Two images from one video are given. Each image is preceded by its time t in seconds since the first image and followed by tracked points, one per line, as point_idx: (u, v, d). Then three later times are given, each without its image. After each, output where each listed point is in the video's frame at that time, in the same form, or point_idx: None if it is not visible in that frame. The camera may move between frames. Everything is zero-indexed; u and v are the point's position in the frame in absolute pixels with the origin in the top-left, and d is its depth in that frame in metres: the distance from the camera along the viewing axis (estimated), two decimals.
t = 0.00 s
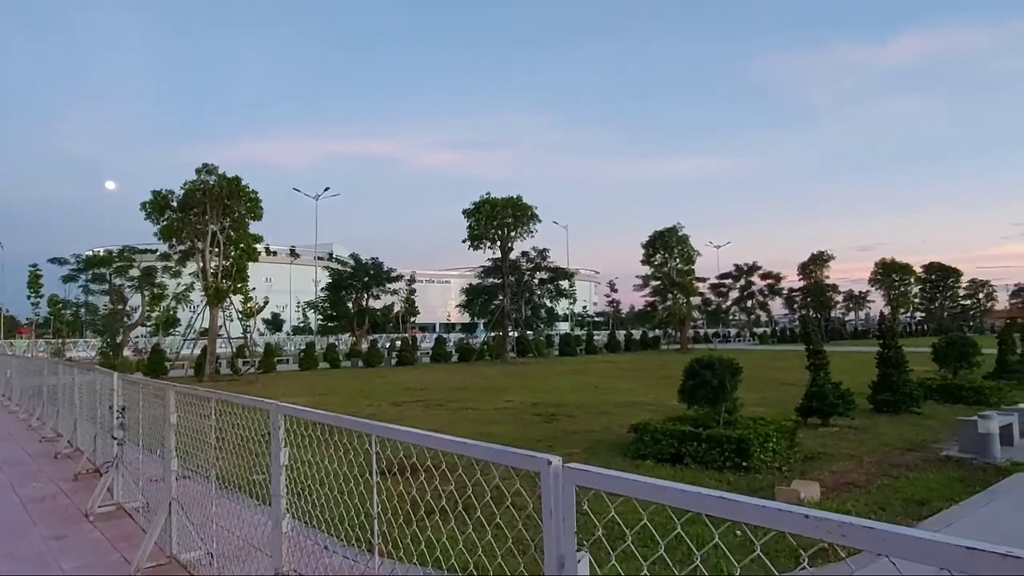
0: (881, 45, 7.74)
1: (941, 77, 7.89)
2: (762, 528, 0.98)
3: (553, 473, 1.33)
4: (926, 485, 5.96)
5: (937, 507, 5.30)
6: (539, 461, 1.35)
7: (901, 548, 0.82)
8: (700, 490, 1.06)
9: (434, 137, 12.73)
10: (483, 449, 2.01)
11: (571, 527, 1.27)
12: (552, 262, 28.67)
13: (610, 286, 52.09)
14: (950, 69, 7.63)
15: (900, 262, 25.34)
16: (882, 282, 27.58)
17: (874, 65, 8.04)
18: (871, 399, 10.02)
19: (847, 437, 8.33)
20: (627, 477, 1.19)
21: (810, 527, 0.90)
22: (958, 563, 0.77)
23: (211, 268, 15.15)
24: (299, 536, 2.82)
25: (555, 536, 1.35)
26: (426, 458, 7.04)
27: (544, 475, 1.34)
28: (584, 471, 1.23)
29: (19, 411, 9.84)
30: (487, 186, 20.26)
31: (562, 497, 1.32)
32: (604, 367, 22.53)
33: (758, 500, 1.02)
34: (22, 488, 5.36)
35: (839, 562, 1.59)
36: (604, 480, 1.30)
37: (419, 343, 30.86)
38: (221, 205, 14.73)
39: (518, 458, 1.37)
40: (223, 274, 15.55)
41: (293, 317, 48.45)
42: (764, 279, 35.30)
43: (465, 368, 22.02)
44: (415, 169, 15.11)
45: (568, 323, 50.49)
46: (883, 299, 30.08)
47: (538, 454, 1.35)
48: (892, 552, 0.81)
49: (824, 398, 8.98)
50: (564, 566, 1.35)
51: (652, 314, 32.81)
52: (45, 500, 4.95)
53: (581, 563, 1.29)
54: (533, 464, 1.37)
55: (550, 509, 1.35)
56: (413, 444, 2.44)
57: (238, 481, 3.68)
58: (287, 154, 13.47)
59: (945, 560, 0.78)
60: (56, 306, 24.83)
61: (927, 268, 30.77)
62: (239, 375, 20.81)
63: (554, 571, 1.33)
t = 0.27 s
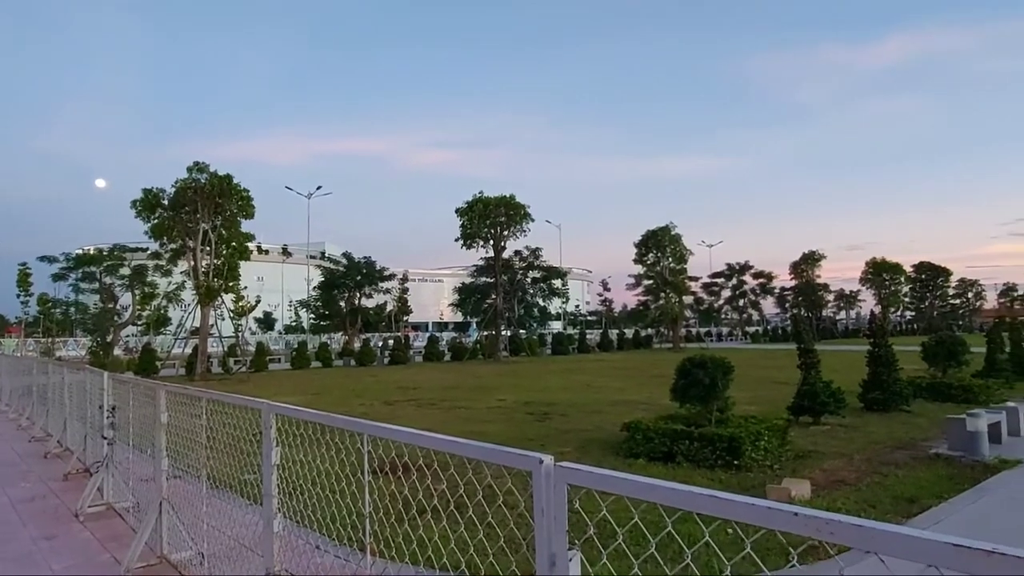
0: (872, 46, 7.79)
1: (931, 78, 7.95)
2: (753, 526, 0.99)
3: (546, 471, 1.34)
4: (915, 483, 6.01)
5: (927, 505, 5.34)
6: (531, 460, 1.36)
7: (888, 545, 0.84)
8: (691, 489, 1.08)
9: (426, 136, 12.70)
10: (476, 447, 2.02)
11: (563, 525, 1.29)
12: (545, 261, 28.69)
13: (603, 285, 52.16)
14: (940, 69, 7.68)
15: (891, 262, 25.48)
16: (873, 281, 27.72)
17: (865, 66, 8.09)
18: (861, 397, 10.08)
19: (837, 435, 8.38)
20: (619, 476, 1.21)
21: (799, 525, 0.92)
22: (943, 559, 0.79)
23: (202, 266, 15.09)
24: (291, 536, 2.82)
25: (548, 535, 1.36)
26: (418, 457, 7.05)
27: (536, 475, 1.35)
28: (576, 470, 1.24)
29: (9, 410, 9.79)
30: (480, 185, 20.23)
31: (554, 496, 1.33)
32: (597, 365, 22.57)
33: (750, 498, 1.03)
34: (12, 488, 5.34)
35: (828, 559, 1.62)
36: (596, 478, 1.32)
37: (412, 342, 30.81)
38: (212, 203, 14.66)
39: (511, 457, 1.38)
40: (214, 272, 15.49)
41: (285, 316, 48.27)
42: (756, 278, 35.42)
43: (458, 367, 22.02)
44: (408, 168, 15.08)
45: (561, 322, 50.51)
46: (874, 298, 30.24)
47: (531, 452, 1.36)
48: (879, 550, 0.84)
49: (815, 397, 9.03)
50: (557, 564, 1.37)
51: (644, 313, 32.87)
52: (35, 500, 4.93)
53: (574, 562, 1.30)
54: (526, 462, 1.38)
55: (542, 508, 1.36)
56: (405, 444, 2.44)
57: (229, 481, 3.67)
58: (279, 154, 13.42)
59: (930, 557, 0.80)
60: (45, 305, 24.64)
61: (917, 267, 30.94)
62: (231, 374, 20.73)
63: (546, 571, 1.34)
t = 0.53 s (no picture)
0: (859, 47, 7.86)
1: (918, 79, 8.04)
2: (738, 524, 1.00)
3: (532, 471, 1.35)
4: (899, 481, 6.07)
5: (910, 502, 5.39)
6: (518, 460, 1.38)
7: (870, 543, 0.86)
8: (678, 488, 1.09)
9: (415, 134, 12.69)
10: (464, 448, 2.03)
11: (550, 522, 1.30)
12: (533, 260, 28.72)
13: (591, 284, 52.27)
14: (925, 70, 7.77)
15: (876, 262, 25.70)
16: (859, 281, 27.95)
17: (855, 68, 8.16)
18: (847, 396, 10.17)
19: (822, 434, 8.45)
20: (607, 475, 1.22)
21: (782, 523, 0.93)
22: (922, 555, 0.80)
23: (188, 264, 14.99)
24: (277, 535, 2.81)
25: (535, 535, 1.38)
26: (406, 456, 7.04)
27: (523, 475, 1.36)
28: (564, 469, 1.25)
29: None
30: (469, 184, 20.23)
31: (541, 497, 1.34)
32: (586, 365, 22.63)
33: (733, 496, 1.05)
34: None
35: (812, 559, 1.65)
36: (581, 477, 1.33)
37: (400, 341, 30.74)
38: (199, 201, 14.56)
39: (499, 455, 1.39)
40: (201, 271, 15.40)
41: (272, 315, 48.04)
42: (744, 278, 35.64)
43: (447, 366, 22.01)
44: (396, 167, 15.05)
45: (550, 321, 50.57)
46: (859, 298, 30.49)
47: (517, 452, 1.37)
48: (863, 548, 0.85)
49: (801, 395, 9.10)
50: (543, 564, 1.38)
51: (633, 312, 32.98)
52: (18, 500, 4.89)
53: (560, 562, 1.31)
54: (512, 461, 1.39)
55: (529, 506, 1.38)
56: (394, 443, 2.45)
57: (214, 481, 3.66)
58: (267, 154, 13.32)
59: (910, 555, 0.81)
60: (29, 303, 24.38)
61: (902, 267, 31.22)
62: (218, 373, 20.61)
63: (532, 570, 1.36)
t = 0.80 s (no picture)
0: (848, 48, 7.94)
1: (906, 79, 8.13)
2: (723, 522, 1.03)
3: (520, 470, 1.37)
4: (884, 479, 6.13)
5: (895, 500, 5.45)
6: (506, 458, 1.39)
7: (853, 540, 0.88)
8: (664, 487, 1.11)
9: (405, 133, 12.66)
10: (451, 446, 2.04)
11: (537, 520, 1.32)
12: (523, 259, 28.74)
13: (580, 283, 52.34)
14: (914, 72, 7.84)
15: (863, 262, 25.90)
16: (846, 281, 28.15)
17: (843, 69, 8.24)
18: (833, 396, 10.25)
19: (809, 432, 8.51)
20: (595, 474, 1.24)
21: (768, 521, 0.96)
22: (904, 552, 0.83)
23: (175, 263, 14.89)
24: (264, 535, 2.81)
25: (521, 533, 1.39)
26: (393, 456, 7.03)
27: (510, 474, 1.38)
28: (551, 468, 1.27)
29: None
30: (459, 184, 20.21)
31: (528, 495, 1.36)
32: (575, 364, 22.67)
33: (717, 495, 1.08)
34: None
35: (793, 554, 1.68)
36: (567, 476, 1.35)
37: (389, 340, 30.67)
38: (186, 199, 14.46)
39: (486, 455, 1.41)
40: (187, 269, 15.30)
41: (260, 314, 47.77)
42: (732, 278, 35.81)
43: (436, 366, 21.97)
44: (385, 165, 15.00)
45: (539, 320, 50.63)
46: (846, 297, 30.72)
47: (504, 450, 1.39)
48: (847, 544, 0.87)
49: (787, 395, 9.16)
50: (528, 562, 1.40)
51: (622, 312, 33.06)
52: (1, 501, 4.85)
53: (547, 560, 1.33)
54: (499, 460, 1.41)
55: (516, 506, 1.39)
56: (381, 443, 2.45)
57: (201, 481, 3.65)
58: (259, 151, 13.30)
59: (891, 552, 0.85)
60: (12, 302, 24.12)
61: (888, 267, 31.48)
62: (204, 372, 20.49)
63: (519, 569, 1.37)
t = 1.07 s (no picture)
0: (830, 51, 8.04)
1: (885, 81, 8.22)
2: (704, 522, 1.04)
3: (504, 470, 1.38)
4: (865, 477, 6.20)
5: (874, 499, 5.51)
6: (488, 458, 1.41)
7: (831, 539, 0.90)
8: (645, 487, 1.13)
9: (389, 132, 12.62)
10: (434, 446, 2.05)
11: (520, 519, 1.33)
12: (508, 258, 28.76)
13: (565, 283, 52.46)
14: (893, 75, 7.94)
15: (844, 262, 26.16)
16: (828, 281, 28.43)
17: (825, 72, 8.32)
18: (814, 395, 10.34)
19: (791, 431, 8.58)
20: (577, 473, 1.25)
21: (747, 520, 0.97)
22: (879, 550, 0.85)
23: (156, 261, 14.75)
24: (246, 536, 2.80)
25: (504, 533, 1.41)
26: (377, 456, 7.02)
27: (494, 473, 1.39)
28: (534, 467, 1.28)
29: None
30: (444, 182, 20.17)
31: (511, 494, 1.37)
32: (560, 363, 22.72)
33: (698, 494, 1.09)
34: None
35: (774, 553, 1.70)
36: (549, 476, 1.37)
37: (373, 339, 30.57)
38: (168, 197, 14.33)
39: (469, 455, 1.41)
40: (169, 267, 15.17)
41: (243, 313, 47.43)
42: (716, 277, 36.04)
43: (420, 365, 21.93)
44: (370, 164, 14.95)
45: (524, 319, 50.67)
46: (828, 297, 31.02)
47: (488, 451, 1.40)
48: (823, 544, 0.89)
49: (770, 393, 9.23)
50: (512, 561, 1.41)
51: (606, 311, 33.17)
52: None
53: (529, 559, 1.34)
54: (482, 460, 1.42)
55: (500, 506, 1.40)
56: (365, 443, 2.45)
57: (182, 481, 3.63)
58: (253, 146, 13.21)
59: (869, 550, 0.86)
60: None
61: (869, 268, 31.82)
62: (186, 372, 20.31)
63: (502, 568, 1.38)
